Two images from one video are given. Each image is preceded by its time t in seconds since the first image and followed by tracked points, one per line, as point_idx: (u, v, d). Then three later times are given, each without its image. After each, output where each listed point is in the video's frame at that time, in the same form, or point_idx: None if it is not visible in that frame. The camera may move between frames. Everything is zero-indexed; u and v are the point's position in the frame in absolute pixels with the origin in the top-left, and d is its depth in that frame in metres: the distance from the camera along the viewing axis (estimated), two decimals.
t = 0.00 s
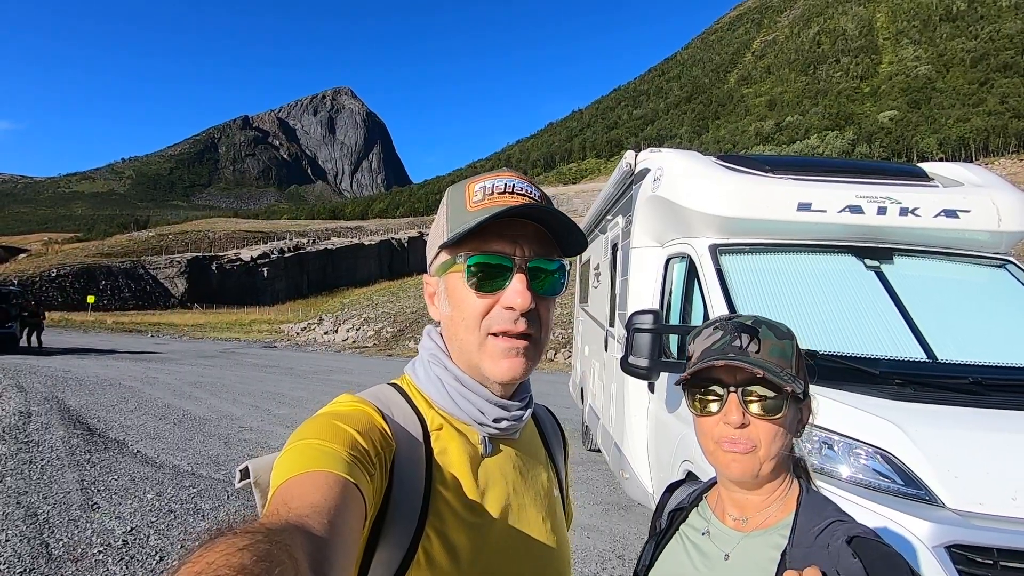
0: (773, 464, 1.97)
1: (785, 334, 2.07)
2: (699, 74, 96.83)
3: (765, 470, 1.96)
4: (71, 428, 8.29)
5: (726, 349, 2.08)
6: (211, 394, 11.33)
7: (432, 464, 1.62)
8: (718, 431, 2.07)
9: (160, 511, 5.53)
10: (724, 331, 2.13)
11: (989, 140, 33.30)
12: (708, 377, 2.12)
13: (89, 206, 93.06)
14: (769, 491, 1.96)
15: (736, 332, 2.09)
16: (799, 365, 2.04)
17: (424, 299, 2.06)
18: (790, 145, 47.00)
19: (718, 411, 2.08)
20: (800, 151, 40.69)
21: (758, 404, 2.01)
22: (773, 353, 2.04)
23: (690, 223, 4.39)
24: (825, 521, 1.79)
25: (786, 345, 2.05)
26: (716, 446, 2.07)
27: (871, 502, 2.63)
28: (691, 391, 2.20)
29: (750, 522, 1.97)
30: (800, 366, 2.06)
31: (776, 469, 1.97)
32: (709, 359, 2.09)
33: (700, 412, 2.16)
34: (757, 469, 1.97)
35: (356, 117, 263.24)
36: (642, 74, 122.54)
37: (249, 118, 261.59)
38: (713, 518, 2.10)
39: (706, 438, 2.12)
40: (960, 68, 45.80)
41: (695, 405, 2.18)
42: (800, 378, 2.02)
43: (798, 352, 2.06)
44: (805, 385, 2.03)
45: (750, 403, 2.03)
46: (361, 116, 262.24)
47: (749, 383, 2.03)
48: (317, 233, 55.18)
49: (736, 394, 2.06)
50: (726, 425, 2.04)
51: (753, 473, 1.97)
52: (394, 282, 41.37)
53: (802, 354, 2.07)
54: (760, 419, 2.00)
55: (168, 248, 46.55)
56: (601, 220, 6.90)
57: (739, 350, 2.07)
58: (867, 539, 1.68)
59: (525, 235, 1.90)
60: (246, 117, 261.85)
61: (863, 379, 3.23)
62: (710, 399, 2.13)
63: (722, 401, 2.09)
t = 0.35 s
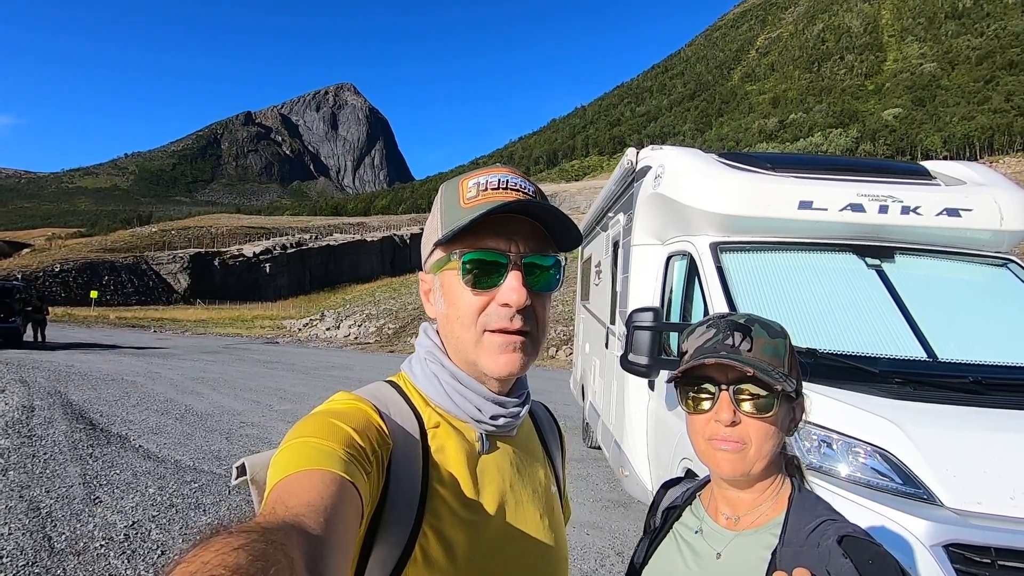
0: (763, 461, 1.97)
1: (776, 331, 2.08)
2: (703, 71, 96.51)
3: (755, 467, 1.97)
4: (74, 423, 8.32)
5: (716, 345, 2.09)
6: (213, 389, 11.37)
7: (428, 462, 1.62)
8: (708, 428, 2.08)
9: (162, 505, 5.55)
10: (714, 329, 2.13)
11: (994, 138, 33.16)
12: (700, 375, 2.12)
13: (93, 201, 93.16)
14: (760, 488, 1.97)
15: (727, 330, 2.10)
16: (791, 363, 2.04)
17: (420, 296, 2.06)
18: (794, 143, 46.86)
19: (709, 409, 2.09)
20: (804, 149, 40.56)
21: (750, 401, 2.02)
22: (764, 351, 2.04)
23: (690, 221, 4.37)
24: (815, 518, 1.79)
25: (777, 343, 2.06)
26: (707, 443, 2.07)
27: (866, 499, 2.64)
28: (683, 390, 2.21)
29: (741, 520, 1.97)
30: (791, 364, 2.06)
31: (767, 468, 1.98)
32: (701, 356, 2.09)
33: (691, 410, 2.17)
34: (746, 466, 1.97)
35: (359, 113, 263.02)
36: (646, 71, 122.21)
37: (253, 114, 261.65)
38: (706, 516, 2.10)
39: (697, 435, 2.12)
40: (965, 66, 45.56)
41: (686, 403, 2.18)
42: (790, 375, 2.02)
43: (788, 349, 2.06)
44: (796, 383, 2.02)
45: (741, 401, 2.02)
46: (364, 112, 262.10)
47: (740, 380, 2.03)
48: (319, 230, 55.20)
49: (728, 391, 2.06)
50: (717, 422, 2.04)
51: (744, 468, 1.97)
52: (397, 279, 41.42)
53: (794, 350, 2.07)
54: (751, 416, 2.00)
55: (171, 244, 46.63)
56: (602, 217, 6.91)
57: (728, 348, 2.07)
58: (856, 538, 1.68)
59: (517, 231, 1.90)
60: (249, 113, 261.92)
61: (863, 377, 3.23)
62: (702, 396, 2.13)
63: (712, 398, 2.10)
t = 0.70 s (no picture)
0: (764, 462, 1.98)
1: (778, 332, 2.07)
2: (706, 67, 96.26)
3: (755, 467, 1.97)
4: (77, 417, 8.36)
5: (719, 346, 2.09)
6: (215, 385, 11.41)
7: (433, 460, 1.63)
8: (710, 428, 2.08)
9: (164, 500, 5.58)
10: (717, 329, 2.13)
11: (999, 136, 33.07)
12: (701, 375, 2.12)
13: (96, 196, 93.34)
14: (761, 488, 1.97)
15: (729, 330, 2.10)
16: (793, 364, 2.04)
17: (427, 296, 2.06)
18: (797, 140, 46.73)
19: (710, 409, 2.09)
20: (807, 146, 40.48)
21: (750, 403, 2.02)
22: (766, 351, 2.04)
23: (693, 220, 4.37)
24: (816, 519, 1.80)
25: (780, 344, 2.05)
26: (708, 443, 2.08)
27: (868, 499, 2.64)
28: (686, 391, 2.21)
29: (742, 520, 1.97)
30: (793, 365, 2.06)
31: (768, 468, 1.98)
32: (702, 356, 2.10)
33: (692, 410, 2.17)
34: (748, 466, 1.97)
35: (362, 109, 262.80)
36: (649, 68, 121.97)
37: (255, 109, 261.66)
38: (706, 515, 2.10)
39: (698, 435, 2.12)
40: (969, 63, 45.37)
41: (688, 404, 2.18)
42: (792, 376, 2.02)
43: (790, 350, 2.06)
44: (798, 384, 2.03)
45: (742, 401, 2.03)
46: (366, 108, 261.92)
47: (740, 380, 2.03)
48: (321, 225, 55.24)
49: (731, 391, 2.07)
50: (718, 422, 2.05)
51: (745, 468, 1.97)
52: (399, 275, 41.48)
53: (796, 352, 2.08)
54: (754, 416, 2.00)
55: (174, 239, 46.72)
56: (604, 215, 6.91)
57: (731, 348, 2.07)
58: (856, 539, 1.68)
59: (524, 230, 1.90)
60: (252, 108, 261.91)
61: (864, 376, 3.23)
62: (704, 397, 2.13)
63: (715, 399, 2.10)
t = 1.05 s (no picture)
0: (759, 461, 1.96)
1: (772, 330, 2.06)
2: (710, 66, 95.94)
3: (749, 466, 1.96)
4: (81, 418, 8.39)
5: (712, 344, 2.08)
6: (219, 385, 11.44)
7: (425, 460, 1.62)
8: (703, 427, 2.07)
9: (167, 500, 5.59)
10: (710, 327, 2.12)
11: (1004, 133, 32.88)
12: (695, 374, 2.11)
13: (101, 198, 93.68)
14: (755, 488, 1.96)
15: (723, 329, 2.08)
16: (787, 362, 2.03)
17: (418, 292, 2.06)
18: (801, 138, 46.50)
19: (703, 409, 2.08)
20: (811, 144, 40.32)
21: (744, 402, 2.01)
22: (759, 350, 2.03)
23: (693, 218, 4.35)
24: (809, 519, 1.78)
25: (773, 342, 2.04)
26: (702, 441, 2.06)
27: (867, 498, 2.63)
28: (680, 389, 2.20)
29: (736, 519, 1.96)
30: (788, 363, 2.04)
31: (763, 467, 1.97)
32: (695, 355, 2.09)
33: (685, 409, 2.16)
34: (741, 465, 1.96)
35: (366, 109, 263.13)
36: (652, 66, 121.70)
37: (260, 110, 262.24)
38: (701, 515, 2.09)
39: (692, 434, 2.11)
40: (975, 60, 45.07)
41: (681, 402, 2.17)
42: (786, 374, 2.01)
43: (785, 348, 2.04)
44: (792, 383, 2.01)
45: (735, 401, 2.02)
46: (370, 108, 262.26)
47: (733, 380, 2.02)
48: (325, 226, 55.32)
49: (723, 389, 2.05)
50: (711, 422, 2.04)
51: (738, 468, 1.96)
52: (402, 275, 41.51)
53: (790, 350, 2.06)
54: (745, 415, 1.99)
55: (178, 240, 46.88)
56: (606, 213, 6.88)
57: (724, 346, 2.06)
58: (850, 540, 1.66)
59: (513, 227, 1.90)
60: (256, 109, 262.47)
61: (867, 374, 3.20)
62: (697, 396, 2.12)
63: (707, 397, 2.09)
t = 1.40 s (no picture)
0: (771, 461, 1.96)
1: (783, 330, 2.05)
2: (711, 64, 95.80)
3: (761, 466, 1.95)
4: (85, 419, 8.40)
5: (723, 344, 2.07)
6: (222, 386, 11.44)
7: (437, 459, 1.62)
8: (714, 426, 2.06)
9: (172, 501, 5.60)
10: (720, 327, 2.12)
11: (1007, 131, 32.81)
12: (706, 374, 2.10)
13: (103, 199, 93.71)
14: (766, 488, 1.95)
15: (733, 329, 2.08)
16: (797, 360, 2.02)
17: (428, 292, 2.05)
18: (802, 136, 46.39)
19: (714, 409, 2.07)
20: (813, 142, 40.27)
21: (755, 401, 2.00)
22: (770, 350, 2.02)
23: (698, 217, 4.34)
24: (821, 520, 1.77)
25: (783, 342, 2.03)
26: (712, 442, 2.06)
27: (875, 497, 2.62)
28: (690, 390, 2.19)
29: (746, 520, 1.96)
30: (799, 363, 2.04)
31: (775, 467, 1.96)
32: (705, 355, 2.08)
33: (696, 408, 2.15)
34: (752, 466, 1.95)
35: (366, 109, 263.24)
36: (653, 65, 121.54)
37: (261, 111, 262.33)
38: (711, 516, 2.09)
39: (703, 434, 2.10)
40: (977, 57, 44.94)
41: (692, 402, 2.17)
42: (796, 374, 2.00)
43: (796, 348, 2.03)
44: (803, 382, 2.00)
45: (746, 400, 2.01)
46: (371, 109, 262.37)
47: (745, 380, 2.01)
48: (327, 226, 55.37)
49: (733, 389, 2.05)
50: (722, 422, 2.03)
51: (750, 468, 1.95)
52: (404, 275, 41.55)
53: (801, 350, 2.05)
54: (756, 413, 1.99)
55: (180, 241, 46.92)
56: (608, 213, 6.88)
57: (735, 346, 2.05)
58: (863, 541, 1.65)
59: (522, 225, 1.89)
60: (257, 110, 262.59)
61: (873, 373, 3.20)
62: (707, 395, 2.11)
63: (717, 397, 2.08)
